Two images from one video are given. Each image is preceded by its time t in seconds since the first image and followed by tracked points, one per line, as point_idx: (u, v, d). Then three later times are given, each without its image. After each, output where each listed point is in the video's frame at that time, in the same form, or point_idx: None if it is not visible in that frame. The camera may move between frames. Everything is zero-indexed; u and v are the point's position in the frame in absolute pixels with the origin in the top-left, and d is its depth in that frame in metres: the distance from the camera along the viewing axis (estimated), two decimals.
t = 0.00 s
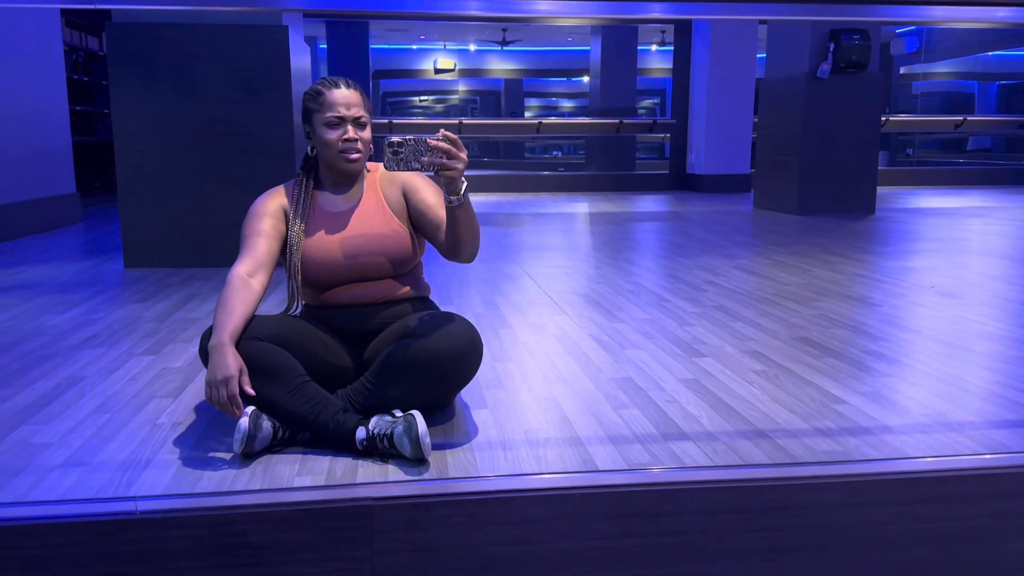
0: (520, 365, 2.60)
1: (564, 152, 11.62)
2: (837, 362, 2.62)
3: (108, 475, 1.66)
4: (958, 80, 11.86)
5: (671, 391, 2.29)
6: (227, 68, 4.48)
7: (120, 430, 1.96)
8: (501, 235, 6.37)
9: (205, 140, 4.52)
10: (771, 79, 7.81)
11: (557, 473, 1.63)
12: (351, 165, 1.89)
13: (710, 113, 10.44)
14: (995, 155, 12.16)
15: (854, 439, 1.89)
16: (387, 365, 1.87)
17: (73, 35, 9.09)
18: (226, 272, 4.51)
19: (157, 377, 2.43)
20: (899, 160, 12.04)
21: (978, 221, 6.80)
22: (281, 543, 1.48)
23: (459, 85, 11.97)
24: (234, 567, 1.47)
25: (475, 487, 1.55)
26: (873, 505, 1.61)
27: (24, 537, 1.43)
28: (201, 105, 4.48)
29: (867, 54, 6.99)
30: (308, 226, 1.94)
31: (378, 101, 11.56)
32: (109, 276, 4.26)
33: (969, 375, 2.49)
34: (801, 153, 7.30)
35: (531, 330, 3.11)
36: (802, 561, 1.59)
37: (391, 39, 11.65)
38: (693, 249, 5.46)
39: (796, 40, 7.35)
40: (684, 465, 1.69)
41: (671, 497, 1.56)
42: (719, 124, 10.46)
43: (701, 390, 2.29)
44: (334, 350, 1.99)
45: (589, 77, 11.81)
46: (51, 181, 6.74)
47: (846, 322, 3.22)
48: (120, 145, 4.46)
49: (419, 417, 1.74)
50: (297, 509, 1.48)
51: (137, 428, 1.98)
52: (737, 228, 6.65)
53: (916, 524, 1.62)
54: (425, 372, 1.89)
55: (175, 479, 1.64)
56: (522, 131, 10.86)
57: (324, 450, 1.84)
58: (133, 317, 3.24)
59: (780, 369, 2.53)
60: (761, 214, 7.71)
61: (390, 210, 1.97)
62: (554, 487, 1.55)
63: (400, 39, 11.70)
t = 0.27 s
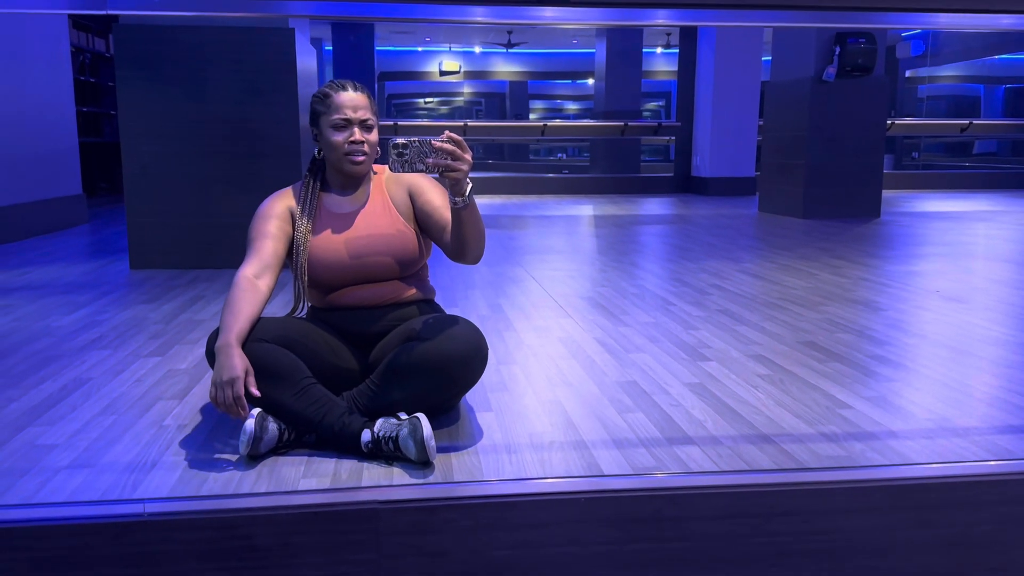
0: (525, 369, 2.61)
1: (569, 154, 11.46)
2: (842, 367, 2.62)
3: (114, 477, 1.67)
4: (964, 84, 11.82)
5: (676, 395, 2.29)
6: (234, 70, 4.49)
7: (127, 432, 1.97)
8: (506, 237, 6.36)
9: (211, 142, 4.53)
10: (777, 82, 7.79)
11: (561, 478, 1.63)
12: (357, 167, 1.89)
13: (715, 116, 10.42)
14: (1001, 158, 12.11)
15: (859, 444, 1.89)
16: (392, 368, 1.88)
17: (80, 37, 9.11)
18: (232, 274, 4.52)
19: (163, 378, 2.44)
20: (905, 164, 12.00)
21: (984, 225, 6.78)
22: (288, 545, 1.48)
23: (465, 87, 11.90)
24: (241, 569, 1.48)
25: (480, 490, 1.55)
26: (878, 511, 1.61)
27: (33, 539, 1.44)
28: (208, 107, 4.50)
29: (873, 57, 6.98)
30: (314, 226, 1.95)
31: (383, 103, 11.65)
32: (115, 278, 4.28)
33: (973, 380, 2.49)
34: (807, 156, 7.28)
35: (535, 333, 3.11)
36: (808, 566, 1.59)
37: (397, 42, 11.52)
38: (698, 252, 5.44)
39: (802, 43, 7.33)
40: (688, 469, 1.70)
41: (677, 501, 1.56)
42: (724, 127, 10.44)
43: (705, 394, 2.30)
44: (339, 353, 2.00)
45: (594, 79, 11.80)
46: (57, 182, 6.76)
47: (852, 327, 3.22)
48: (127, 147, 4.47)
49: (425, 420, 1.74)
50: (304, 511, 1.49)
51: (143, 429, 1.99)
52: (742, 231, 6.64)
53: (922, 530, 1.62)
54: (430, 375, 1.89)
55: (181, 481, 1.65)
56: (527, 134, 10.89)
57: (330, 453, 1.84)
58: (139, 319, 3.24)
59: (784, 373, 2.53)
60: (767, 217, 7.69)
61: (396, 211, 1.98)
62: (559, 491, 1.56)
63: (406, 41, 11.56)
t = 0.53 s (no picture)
0: (533, 370, 2.60)
1: (576, 156, 11.51)
2: (850, 370, 2.61)
3: (122, 476, 1.67)
4: (974, 86, 11.77)
5: (684, 398, 2.28)
6: (243, 70, 4.50)
7: (135, 430, 1.97)
8: (512, 238, 6.36)
9: (219, 142, 4.54)
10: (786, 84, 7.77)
11: (569, 480, 1.62)
12: (370, 166, 1.89)
13: (723, 118, 10.40)
14: (1011, 161, 12.04)
15: (868, 448, 1.87)
16: (400, 369, 1.88)
17: (90, 36, 9.16)
18: (239, 273, 4.53)
19: (170, 378, 2.44)
20: (913, 166, 11.95)
21: (994, 229, 6.74)
22: (296, 546, 1.48)
23: (473, 88, 11.90)
24: (250, 569, 1.48)
25: (488, 493, 1.55)
26: (889, 515, 1.60)
27: (41, 538, 1.44)
28: (217, 108, 4.51)
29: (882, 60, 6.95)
30: (323, 224, 1.94)
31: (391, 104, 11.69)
32: (123, 277, 4.29)
33: (983, 383, 2.47)
34: (815, 159, 7.25)
35: (543, 334, 3.10)
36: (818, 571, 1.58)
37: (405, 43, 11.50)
38: (706, 254, 5.43)
39: (811, 45, 7.31)
40: (697, 472, 1.69)
41: (688, 505, 1.55)
42: (732, 128, 10.42)
43: (713, 396, 2.29)
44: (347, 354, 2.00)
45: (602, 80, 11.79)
46: (66, 182, 6.79)
47: (861, 330, 3.20)
48: (136, 146, 4.49)
49: (432, 420, 1.74)
50: (312, 512, 1.48)
51: (151, 428, 1.99)
52: (749, 233, 6.63)
53: (933, 535, 1.61)
54: (438, 376, 1.89)
55: (189, 481, 1.65)
56: (535, 135, 10.92)
57: (337, 453, 1.84)
58: (147, 318, 3.25)
59: (793, 375, 2.52)
60: (775, 219, 7.66)
61: (405, 211, 1.98)
62: (569, 493, 1.55)
63: (413, 42, 11.52)
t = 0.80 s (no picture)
0: (552, 367, 2.59)
1: (591, 154, 11.67)
2: (874, 369, 2.57)
3: (143, 471, 1.67)
4: (995, 85, 11.64)
5: (706, 397, 2.25)
6: (261, 67, 4.51)
7: (155, 426, 1.97)
8: (529, 236, 6.34)
9: (237, 138, 4.55)
10: (805, 81, 7.71)
11: (591, 479, 1.61)
12: (362, 161, 1.87)
13: (741, 116, 10.32)
14: None
15: (895, 448, 1.84)
16: (420, 365, 1.87)
17: (109, 34, 9.22)
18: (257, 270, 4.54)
19: (191, 373, 2.45)
20: (933, 165, 11.82)
21: (1016, 228, 6.65)
22: (321, 542, 1.47)
23: (487, 87, 11.99)
24: (274, 567, 1.47)
25: (513, 490, 1.53)
26: (920, 517, 1.57)
27: (65, 532, 1.44)
28: (235, 104, 4.52)
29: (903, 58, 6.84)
30: (351, 218, 1.93)
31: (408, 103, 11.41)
32: (142, 272, 4.31)
33: (1010, 383, 2.43)
34: (835, 157, 7.19)
35: (562, 332, 3.09)
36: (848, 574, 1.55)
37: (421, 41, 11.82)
38: (724, 252, 5.40)
39: (830, 41, 7.25)
40: (722, 472, 1.66)
41: (720, 505, 1.53)
42: (749, 126, 10.34)
43: (736, 396, 2.26)
44: (366, 350, 1.99)
45: (618, 78, 11.75)
46: (85, 179, 6.84)
47: (884, 329, 3.16)
48: (155, 143, 4.51)
49: (453, 417, 1.72)
50: (334, 509, 1.47)
51: (171, 424, 1.99)
52: (767, 231, 6.58)
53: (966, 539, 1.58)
54: (459, 373, 1.87)
55: (210, 476, 1.64)
56: (550, 133, 10.82)
57: (358, 449, 1.83)
58: (166, 313, 3.26)
59: (816, 375, 2.49)
60: (793, 218, 7.61)
61: (431, 206, 1.96)
62: (595, 492, 1.53)
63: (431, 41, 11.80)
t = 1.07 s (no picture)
0: (559, 368, 2.54)
1: (597, 152, 11.63)
2: (887, 372, 2.52)
3: (142, 473, 1.63)
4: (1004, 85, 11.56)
5: (718, 400, 2.21)
6: (268, 63, 4.47)
7: (155, 427, 1.93)
8: (535, 234, 6.30)
9: (243, 135, 4.52)
10: (815, 80, 7.65)
11: (602, 487, 1.56)
12: (382, 165, 1.83)
13: (749, 115, 10.25)
14: None
15: (912, 454, 1.80)
16: (426, 367, 1.83)
17: (115, 30, 9.19)
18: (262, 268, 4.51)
19: (192, 372, 2.41)
20: (941, 165, 11.76)
21: None
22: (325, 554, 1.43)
23: (493, 85, 12.00)
24: None
25: (523, 501, 1.48)
26: (942, 529, 1.52)
27: (60, 539, 1.40)
28: (241, 100, 4.49)
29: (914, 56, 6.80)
30: (354, 228, 1.89)
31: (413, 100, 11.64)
32: (146, 270, 4.28)
33: None
34: (843, 156, 7.13)
35: (569, 332, 3.04)
36: None
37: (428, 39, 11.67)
38: (732, 252, 5.35)
39: (840, 40, 7.17)
40: (736, 479, 1.62)
41: (737, 517, 1.49)
42: (757, 125, 10.26)
43: (747, 399, 2.21)
44: (370, 350, 1.94)
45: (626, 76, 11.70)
46: (90, 175, 6.82)
47: (895, 330, 3.11)
48: (160, 139, 4.48)
49: (459, 420, 1.68)
50: (338, 519, 1.43)
51: (171, 424, 1.95)
52: (776, 231, 6.52)
53: (991, 552, 1.54)
54: (467, 376, 1.83)
55: (210, 479, 1.60)
56: (556, 131, 10.71)
57: (361, 451, 1.79)
58: (169, 311, 3.22)
59: (828, 377, 2.44)
60: (801, 218, 7.55)
61: (435, 210, 1.92)
62: (609, 503, 1.48)
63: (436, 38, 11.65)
